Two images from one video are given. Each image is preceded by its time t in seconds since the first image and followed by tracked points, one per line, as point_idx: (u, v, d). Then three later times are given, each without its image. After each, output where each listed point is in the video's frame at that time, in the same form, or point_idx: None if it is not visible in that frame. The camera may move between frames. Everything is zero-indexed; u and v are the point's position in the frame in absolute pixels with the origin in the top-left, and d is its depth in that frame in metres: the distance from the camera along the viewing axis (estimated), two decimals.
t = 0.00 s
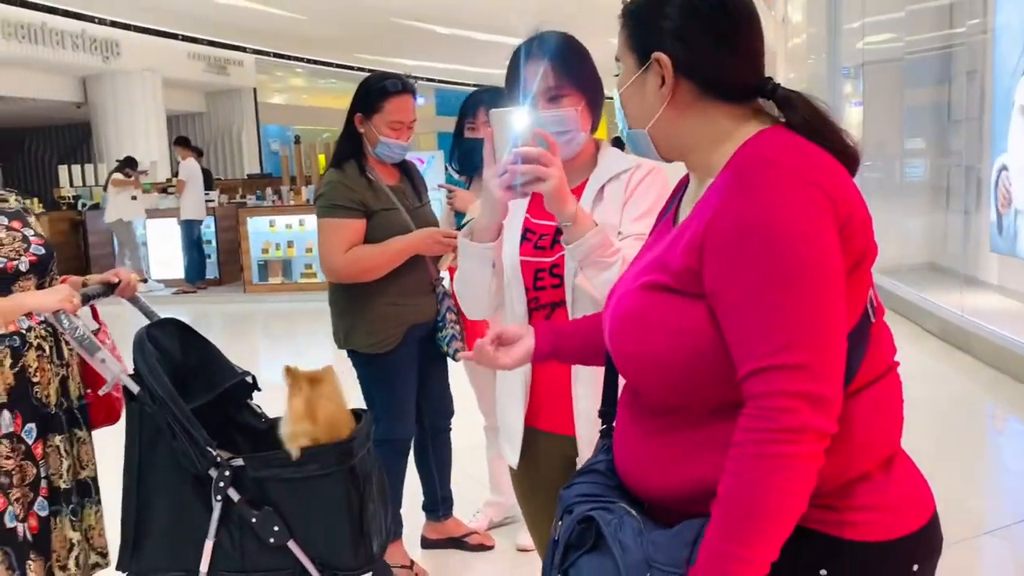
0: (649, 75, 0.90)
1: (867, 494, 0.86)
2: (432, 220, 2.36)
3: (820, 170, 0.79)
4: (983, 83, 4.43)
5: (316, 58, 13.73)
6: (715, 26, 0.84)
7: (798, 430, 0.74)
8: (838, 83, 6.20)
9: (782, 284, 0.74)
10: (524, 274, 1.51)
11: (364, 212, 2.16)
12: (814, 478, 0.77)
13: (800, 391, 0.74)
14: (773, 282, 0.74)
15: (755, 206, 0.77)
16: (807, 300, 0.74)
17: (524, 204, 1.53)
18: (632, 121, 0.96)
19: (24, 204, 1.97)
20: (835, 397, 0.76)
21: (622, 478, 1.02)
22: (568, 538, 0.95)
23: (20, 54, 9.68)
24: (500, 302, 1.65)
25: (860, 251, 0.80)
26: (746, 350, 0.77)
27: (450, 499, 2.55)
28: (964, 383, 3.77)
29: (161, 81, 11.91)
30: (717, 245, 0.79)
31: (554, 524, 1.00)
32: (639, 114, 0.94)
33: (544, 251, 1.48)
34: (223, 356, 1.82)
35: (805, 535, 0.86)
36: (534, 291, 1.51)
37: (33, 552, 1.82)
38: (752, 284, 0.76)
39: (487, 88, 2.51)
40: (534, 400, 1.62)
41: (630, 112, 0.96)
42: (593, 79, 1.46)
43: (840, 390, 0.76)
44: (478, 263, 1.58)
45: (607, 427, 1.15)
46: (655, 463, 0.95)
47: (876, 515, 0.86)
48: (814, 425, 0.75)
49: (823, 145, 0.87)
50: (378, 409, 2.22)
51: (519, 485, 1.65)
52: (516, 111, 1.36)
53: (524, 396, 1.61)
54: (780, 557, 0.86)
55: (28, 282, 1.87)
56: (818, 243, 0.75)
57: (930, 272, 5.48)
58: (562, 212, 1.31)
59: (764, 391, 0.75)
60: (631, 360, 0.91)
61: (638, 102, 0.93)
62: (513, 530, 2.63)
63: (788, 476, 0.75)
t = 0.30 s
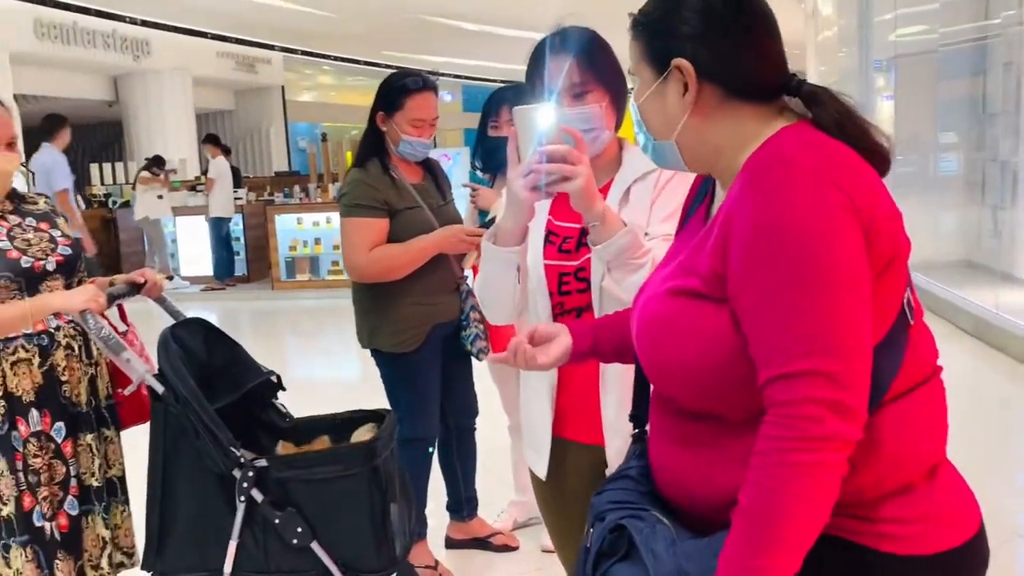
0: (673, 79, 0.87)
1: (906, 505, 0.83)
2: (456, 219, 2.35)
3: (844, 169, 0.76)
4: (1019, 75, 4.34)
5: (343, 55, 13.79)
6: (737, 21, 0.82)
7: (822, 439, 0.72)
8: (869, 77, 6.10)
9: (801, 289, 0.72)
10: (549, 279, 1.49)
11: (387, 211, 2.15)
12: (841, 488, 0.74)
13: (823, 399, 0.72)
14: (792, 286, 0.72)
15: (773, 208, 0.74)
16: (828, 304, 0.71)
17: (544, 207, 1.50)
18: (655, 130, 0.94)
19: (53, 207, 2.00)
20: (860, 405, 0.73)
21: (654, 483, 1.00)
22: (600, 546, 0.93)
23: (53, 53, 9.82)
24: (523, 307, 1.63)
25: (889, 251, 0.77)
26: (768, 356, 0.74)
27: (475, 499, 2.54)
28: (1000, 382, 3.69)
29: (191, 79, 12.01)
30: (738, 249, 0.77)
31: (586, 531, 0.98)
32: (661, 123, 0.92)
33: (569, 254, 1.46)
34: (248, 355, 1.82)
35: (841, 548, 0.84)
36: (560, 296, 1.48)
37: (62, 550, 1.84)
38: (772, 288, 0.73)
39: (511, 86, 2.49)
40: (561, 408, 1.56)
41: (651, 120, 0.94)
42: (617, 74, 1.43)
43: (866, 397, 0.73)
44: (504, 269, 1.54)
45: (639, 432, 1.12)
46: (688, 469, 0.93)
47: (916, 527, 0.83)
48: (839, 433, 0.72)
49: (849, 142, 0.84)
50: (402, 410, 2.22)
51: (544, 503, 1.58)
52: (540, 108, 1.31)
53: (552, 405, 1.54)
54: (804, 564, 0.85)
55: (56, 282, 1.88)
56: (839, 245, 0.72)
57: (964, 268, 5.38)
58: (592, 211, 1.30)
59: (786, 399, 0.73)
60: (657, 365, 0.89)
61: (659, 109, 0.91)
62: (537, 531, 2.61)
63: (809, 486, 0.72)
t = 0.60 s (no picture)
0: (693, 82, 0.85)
1: (945, 521, 0.80)
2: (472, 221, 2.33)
3: (876, 177, 0.74)
4: None
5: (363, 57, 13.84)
6: (759, 22, 0.81)
7: (867, 462, 0.69)
8: (891, 77, 6.01)
9: (839, 308, 0.69)
10: (563, 282, 1.44)
11: (402, 214, 2.14)
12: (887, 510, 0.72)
13: (867, 420, 0.69)
14: (829, 303, 0.70)
15: (806, 222, 0.72)
16: (867, 323, 0.69)
17: (558, 210, 1.46)
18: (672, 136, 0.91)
19: (76, 212, 2.01)
20: (905, 425, 0.70)
21: (685, 500, 0.97)
22: (626, 568, 0.90)
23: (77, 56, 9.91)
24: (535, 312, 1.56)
25: (926, 259, 0.75)
26: (806, 377, 0.72)
27: (491, 505, 2.52)
28: None
29: (212, 81, 12.09)
30: (769, 266, 0.75)
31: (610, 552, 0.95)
32: (680, 129, 0.88)
33: (584, 259, 1.42)
34: (265, 360, 1.81)
35: (890, 563, 0.81)
36: (575, 301, 1.43)
37: (79, 556, 1.83)
38: (807, 306, 0.71)
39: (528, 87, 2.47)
40: (574, 419, 1.52)
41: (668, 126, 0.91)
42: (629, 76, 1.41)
43: (911, 416, 0.71)
44: (514, 266, 1.50)
45: (658, 447, 1.11)
46: (718, 485, 0.91)
47: (958, 543, 0.80)
48: (883, 455, 0.70)
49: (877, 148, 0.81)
50: (418, 415, 2.20)
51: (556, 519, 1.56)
52: (550, 99, 1.25)
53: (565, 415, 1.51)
54: None
55: (78, 286, 1.88)
56: (874, 258, 0.69)
57: (989, 271, 5.30)
58: (601, 208, 1.26)
59: (827, 423, 0.71)
60: (688, 383, 0.87)
61: (679, 113, 0.88)
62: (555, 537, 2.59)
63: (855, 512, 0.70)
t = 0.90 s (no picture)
0: (811, 49, 0.82)
1: (981, 527, 0.78)
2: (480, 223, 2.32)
3: (943, 171, 0.72)
4: None
5: (375, 60, 13.88)
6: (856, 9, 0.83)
7: (941, 460, 0.67)
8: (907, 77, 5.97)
9: (915, 300, 0.67)
10: (570, 288, 1.41)
11: (412, 216, 2.13)
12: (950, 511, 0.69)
13: (941, 417, 0.67)
14: (902, 296, 0.68)
15: (881, 210, 0.70)
16: (946, 316, 0.67)
17: (561, 214, 1.44)
18: (789, 110, 0.83)
19: (89, 217, 2.01)
20: (975, 423, 0.69)
21: (698, 505, 0.95)
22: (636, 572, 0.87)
23: (92, 61, 9.98)
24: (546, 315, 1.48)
25: (984, 258, 0.74)
26: (874, 370, 0.70)
27: (502, 509, 2.51)
28: None
29: (226, 85, 12.14)
30: (835, 254, 0.73)
31: (615, 555, 0.93)
32: (802, 97, 0.83)
33: (591, 262, 1.40)
34: (278, 364, 1.81)
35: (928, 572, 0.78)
36: (582, 306, 1.41)
37: (85, 562, 1.83)
38: (880, 297, 0.69)
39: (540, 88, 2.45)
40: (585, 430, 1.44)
41: (786, 100, 0.83)
42: (627, 77, 1.38)
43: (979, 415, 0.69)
44: (521, 268, 1.41)
45: (660, 450, 1.06)
46: (745, 485, 0.88)
47: (997, 546, 0.78)
48: (954, 454, 0.67)
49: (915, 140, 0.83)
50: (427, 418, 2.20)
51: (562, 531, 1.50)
52: (558, 91, 1.24)
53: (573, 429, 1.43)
54: None
55: (88, 292, 1.88)
56: (954, 250, 0.68)
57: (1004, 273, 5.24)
58: (606, 203, 1.23)
59: (900, 418, 0.68)
60: (728, 374, 0.84)
61: (802, 79, 0.83)
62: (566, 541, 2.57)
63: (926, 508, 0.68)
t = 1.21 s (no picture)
0: (865, 38, 0.89)
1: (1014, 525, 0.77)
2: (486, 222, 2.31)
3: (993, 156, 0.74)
4: None
5: (384, 59, 13.89)
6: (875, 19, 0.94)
7: (1017, 437, 0.66)
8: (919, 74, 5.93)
9: (982, 273, 0.67)
10: (578, 285, 1.38)
11: (418, 212, 2.12)
12: None
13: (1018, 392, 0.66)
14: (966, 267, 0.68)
15: (946, 187, 0.71)
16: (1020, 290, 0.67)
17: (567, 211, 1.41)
18: (855, 94, 0.88)
19: (96, 217, 2.01)
20: None
21: (711, 504, 0.94)
22: None
23: (102, 62, 10.02)
24: (557, 314, 1.44)
25: None
26: (931, 342, 0.70)
27: (511, 509, 2.50)
28: None
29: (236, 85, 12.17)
30: (898, 230, 0.73)
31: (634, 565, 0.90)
32: (863, 83, 0.89)
33: (599, 260, 1.38)
34: (289, 364, 1.80)
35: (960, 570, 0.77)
36: (592, 306, 1.38)
37: (83, 563, 1.81)
38: (946, 270, 0.69)
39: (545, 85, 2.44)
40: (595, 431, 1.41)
41: (853, 84, 0.88)
42: (624, 66, 1.36)
43: None
44: (536, 268, 1.39)
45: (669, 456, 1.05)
46: (775, 482, 0.86)
47: None
48: None
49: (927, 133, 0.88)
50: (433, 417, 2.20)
51: (572, 537, 1.47)
52: (566, 82, 1.23)
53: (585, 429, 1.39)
54: None
55: (92, 291, 1.88)
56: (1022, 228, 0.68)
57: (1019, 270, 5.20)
58: (616, 196, 1.20)
59: (978, 394, 0.67)
60: (766, 360, 0.84)
61: (862, 67, 0.89)
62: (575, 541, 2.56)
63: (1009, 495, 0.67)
